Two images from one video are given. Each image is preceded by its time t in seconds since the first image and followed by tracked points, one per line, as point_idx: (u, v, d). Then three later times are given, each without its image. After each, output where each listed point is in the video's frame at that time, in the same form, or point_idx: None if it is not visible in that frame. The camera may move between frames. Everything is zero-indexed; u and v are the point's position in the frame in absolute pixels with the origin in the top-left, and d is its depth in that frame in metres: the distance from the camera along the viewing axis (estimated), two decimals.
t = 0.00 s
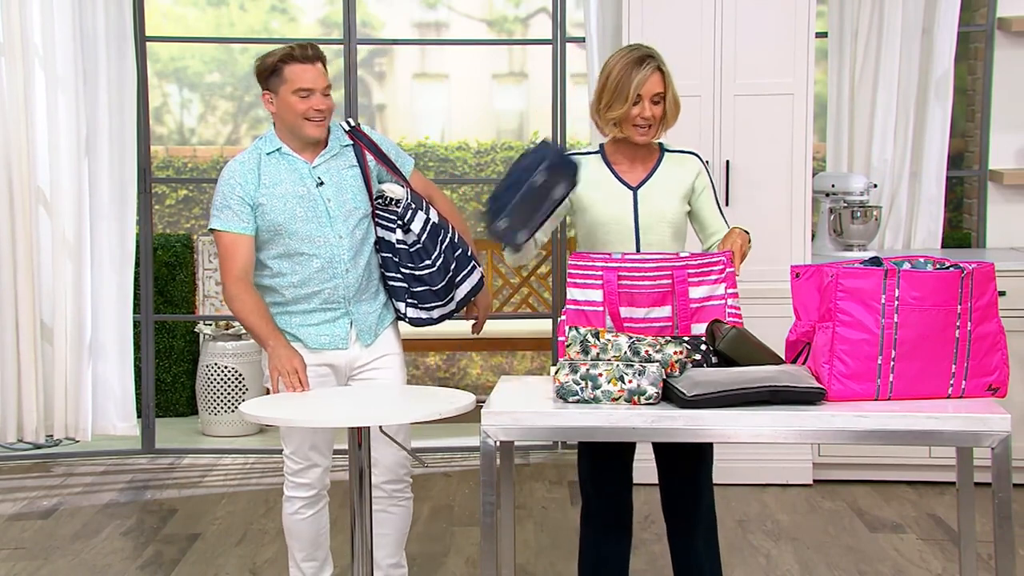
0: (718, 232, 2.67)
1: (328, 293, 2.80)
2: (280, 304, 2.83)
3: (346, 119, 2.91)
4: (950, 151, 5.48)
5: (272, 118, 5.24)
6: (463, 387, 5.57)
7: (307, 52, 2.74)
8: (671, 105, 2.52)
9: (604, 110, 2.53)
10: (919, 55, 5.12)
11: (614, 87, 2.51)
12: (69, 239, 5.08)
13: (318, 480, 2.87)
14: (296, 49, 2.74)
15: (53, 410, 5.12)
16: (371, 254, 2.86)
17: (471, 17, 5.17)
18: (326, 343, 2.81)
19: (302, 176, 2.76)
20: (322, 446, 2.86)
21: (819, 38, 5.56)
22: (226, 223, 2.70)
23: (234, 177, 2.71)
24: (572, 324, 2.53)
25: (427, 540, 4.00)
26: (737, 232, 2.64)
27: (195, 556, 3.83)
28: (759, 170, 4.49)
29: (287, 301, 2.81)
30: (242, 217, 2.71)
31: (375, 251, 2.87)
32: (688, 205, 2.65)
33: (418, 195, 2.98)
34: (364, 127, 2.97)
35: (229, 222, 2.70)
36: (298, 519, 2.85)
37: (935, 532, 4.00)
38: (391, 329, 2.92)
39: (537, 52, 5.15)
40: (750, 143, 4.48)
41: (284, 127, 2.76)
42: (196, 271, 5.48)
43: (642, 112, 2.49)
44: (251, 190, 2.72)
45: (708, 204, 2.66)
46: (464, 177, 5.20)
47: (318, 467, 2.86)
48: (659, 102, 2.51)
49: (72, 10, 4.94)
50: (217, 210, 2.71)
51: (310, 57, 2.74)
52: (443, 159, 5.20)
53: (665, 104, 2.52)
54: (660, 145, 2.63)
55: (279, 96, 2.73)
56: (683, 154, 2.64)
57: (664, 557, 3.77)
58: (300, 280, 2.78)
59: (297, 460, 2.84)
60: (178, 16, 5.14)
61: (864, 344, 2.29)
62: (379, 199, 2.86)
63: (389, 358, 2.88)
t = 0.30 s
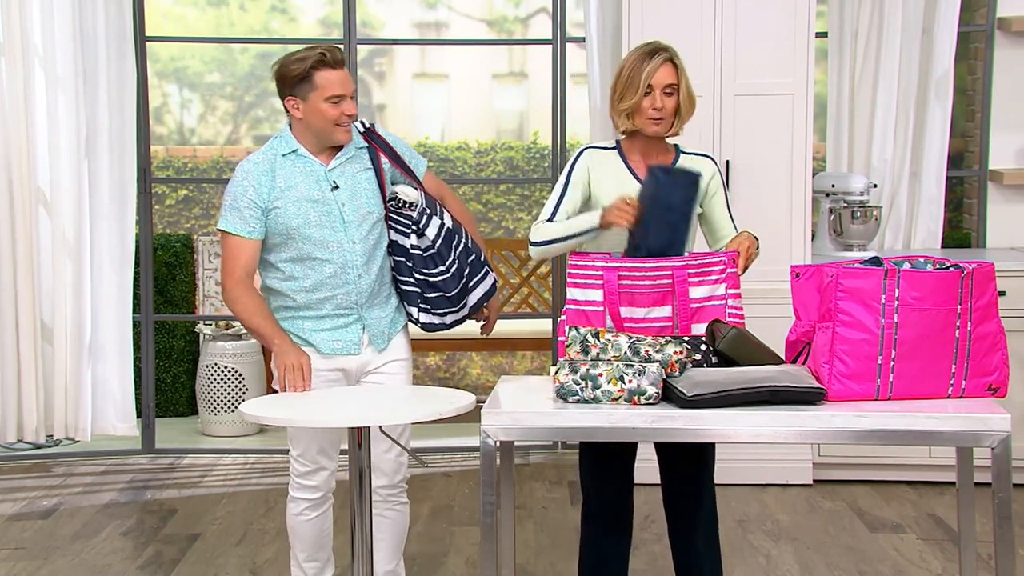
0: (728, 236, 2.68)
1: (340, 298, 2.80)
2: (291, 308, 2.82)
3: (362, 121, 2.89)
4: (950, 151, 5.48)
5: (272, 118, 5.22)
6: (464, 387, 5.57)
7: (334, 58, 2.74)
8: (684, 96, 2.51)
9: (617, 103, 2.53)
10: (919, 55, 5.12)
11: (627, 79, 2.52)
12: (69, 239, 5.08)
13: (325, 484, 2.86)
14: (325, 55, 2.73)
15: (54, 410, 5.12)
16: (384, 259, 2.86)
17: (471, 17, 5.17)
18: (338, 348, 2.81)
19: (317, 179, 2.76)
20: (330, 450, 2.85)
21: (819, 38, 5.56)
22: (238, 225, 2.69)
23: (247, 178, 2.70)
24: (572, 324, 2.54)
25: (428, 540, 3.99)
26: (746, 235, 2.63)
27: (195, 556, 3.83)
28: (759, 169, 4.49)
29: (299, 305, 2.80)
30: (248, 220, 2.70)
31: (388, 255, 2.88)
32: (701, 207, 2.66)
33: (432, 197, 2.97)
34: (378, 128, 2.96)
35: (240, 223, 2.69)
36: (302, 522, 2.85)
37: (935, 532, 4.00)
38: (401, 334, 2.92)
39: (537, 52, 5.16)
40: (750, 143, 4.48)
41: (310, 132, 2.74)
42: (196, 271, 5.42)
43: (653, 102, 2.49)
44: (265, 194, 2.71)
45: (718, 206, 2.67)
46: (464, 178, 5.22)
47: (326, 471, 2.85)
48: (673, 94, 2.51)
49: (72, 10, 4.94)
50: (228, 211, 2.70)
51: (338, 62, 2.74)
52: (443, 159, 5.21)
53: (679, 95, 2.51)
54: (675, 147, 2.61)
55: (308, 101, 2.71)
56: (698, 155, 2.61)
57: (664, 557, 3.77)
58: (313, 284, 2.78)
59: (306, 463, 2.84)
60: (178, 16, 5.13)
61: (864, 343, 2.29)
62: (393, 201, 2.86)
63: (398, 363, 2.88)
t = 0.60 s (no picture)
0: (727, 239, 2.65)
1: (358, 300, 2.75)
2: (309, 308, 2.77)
3: (392, 121, 2.86)
4: (950, 151, 5.47)
5: (272, 119, 5.20)
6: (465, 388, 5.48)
7: (364, 51, 2.69)
8: (684, 99, 2.48)
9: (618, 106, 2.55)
10: (919, 55, 5.12)
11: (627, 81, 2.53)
12: (69, 239, 5.08)
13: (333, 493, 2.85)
14: (353, 47, 2.69)
15: (54, 411, 5.13)
16: (405, 261, 2.81)
17: (471, 17, 5.17)
18: (354, 351, 2.76)
19: (343, 177, 2.72)
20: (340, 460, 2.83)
21: (819, 38, 5.56)
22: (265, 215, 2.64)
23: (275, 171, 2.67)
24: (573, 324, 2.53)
25: (428, 540, 3.99)
26: (742, 236, 2.62)
27: (195, 556, 3.83)
28: (759, 169, 4.49)
29: (317, 305, 2.75)
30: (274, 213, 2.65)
31: (408, 257, 2.82)
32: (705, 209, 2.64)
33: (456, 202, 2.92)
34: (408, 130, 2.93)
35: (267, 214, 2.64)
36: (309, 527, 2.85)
37: (935, 532, 4.00)
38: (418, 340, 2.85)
39: (537, 52, 5.17)
40: (750, 142, 4.48)
41: (333, 126, 2.71)
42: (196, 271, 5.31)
43: (649, 105, 2.48)
44: (290, 187, 2.68)
45: (722, 214, 2.64)
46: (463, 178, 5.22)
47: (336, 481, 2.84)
48: (671, 97, 2.49)
49: (72, 10, 4.94)
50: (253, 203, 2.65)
51: (366, 56, 2.69)
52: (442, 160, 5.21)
53: (677, 98, 2.49)
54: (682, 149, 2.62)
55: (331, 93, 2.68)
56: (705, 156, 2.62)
57: (665, 557, 3.77)
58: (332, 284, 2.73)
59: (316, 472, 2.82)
60: (178, 16, 5.13)
61: (864, 344, 2.29)
62: (418, 204, 2.81)
63: (409, 370, 2.83)
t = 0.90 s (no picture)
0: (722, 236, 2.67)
1: (368, 302, 2.72)
2: (318, 308, 2.75)
3: (406, 122, 2.82)
4: (950, 151, 5.46)
5: (272, 119, 5.19)
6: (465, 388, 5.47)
7: (391, 57, 2.64)
8: (672, 97, 2.46)
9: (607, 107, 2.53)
10: (919, 55, 5.12)
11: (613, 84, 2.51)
12: (69, 239, 5.08)
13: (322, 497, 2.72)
14: (384, 54, 2.64)
15: (54, 410, 5.13)
16: (418, 264, 2.78)
17: (471, 17, 5.16)
18: (362, 353, 2.72)
19: (358, 177, 2.70)
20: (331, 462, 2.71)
21: (819, 38, 5.56)
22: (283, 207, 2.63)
23: (292, 166, 2.66)
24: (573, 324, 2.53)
25: (428, 540, 3.99)
26: (734, 236, 2.62)
27: (195, 556, 3.83)
28: (759, 168, 4.49)
29: (327, 305, 2.74)
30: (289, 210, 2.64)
31: (422, 261, 2.79)
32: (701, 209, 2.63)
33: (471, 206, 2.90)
34: (425, 131, 2.89)
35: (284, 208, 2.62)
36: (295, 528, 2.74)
37: (935, 532, 4.00)
38: (428, 344, 2.83)
39: (537, 52, 5.17)
40: (750, 142, 4.48)
41: (353, 127, 2.67)
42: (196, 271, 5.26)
43: (638, 105, 2.47)
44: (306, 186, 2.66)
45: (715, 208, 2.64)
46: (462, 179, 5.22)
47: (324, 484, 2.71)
48: (660, 96, 2.47)
49: (72, 10, 4.94)
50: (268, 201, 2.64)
51: (396, 64, 2.64)
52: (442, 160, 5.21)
53: (666, 96, 2.47)
54: (675, 148, 2.59)
55: (354, 98, 2.63)
56: (698, 155, 2.60)
57: (665, 558, 3.77)
58: (343, 284, 2.71)
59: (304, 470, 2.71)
60: (178, 16, 5.13)
61: (864, 343, 2.29)
62: (431, 207, 2.78)
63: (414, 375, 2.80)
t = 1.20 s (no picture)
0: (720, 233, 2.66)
1: (373, 304, 2.71)
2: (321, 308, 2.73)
3: (414, 124, 2.86)
4: (950, 151, 5.46)
5: (272, 119, 5.19)
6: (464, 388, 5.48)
7: (393, 53, 2.64)
8: (668, 98, 2.46)
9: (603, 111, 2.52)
10: (919, 55, 5.12)
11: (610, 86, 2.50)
12: (69, 239, 5.08)
13: (308, 492, 2.68)
14: (387, 49, 2.63)
15: (54, 410, 5.13)
16: (423, 266, 2.78)
17: (471, 17, 5.16)
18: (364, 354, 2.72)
19: (366, 180, 2.67)
20: (322, 455, 2.68)
21: (819, 38, 5.56)
22: (284, 217, 2.59)
23: (298, 170, 2.61)
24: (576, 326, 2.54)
25: (428, 540, 3.99)
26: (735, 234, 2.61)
27: (195, 556, 3.83)
28: (759, 168, 4.49)
29: (330, 306, 2.72)
30: (297, 213, 2.60)
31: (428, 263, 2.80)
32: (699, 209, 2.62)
33: (478, 208, 2.90)
34: (431, 132, 2.91)
35: (286, 215, 2.59)
36: (281, 534, 2.65)
37: (935, 532, 4.00)
38: (430, 346, 2.83)
39: (537, 52, 5.17)
40: (750, 142, 4.48)
41: (361, 128, 2.65)
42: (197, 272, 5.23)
43: (637, 107, 2.46)
44: (313, 188, 2.62)
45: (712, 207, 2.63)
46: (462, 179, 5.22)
47: (309, 478, 2.67)
48: (657, 97, 2.47)
49: (72, 11, 4.94)
50: (273, 202, 2.60)
51: (400, 59, 2.64)
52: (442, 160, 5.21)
53: (664, 97, 2.47)
54: (672, 147, 2.59)
55: (362, 95, 2.62)
56: (693, 155, 2.60)
57: (665, 558, 3.77)
58: (347, 287, 2.69)
59: (286, 466, 2.67)
60: (178, 16, 5.13)
61: (864, 343, 2.29)
62: (439, 209, 2.79)
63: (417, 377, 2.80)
